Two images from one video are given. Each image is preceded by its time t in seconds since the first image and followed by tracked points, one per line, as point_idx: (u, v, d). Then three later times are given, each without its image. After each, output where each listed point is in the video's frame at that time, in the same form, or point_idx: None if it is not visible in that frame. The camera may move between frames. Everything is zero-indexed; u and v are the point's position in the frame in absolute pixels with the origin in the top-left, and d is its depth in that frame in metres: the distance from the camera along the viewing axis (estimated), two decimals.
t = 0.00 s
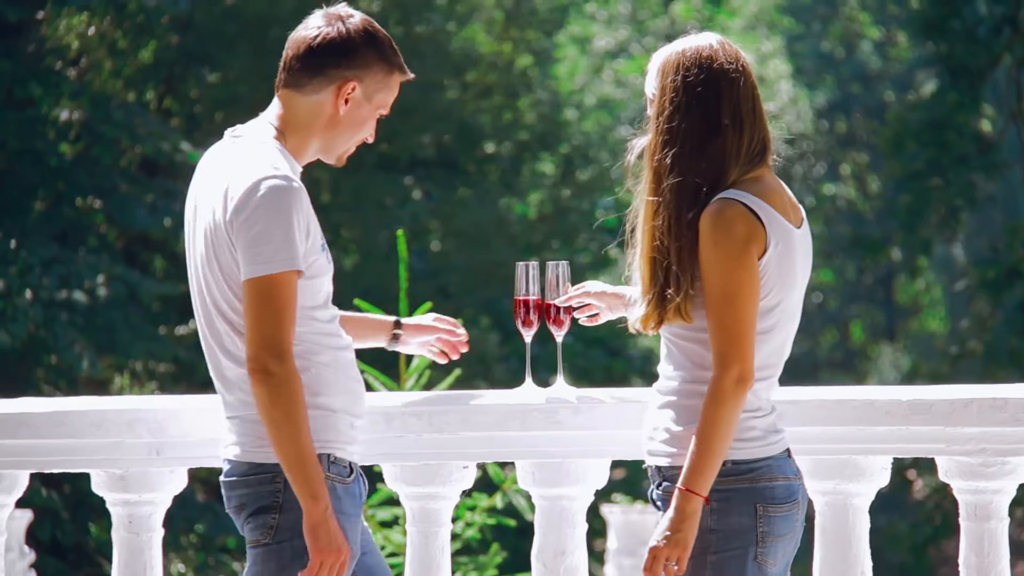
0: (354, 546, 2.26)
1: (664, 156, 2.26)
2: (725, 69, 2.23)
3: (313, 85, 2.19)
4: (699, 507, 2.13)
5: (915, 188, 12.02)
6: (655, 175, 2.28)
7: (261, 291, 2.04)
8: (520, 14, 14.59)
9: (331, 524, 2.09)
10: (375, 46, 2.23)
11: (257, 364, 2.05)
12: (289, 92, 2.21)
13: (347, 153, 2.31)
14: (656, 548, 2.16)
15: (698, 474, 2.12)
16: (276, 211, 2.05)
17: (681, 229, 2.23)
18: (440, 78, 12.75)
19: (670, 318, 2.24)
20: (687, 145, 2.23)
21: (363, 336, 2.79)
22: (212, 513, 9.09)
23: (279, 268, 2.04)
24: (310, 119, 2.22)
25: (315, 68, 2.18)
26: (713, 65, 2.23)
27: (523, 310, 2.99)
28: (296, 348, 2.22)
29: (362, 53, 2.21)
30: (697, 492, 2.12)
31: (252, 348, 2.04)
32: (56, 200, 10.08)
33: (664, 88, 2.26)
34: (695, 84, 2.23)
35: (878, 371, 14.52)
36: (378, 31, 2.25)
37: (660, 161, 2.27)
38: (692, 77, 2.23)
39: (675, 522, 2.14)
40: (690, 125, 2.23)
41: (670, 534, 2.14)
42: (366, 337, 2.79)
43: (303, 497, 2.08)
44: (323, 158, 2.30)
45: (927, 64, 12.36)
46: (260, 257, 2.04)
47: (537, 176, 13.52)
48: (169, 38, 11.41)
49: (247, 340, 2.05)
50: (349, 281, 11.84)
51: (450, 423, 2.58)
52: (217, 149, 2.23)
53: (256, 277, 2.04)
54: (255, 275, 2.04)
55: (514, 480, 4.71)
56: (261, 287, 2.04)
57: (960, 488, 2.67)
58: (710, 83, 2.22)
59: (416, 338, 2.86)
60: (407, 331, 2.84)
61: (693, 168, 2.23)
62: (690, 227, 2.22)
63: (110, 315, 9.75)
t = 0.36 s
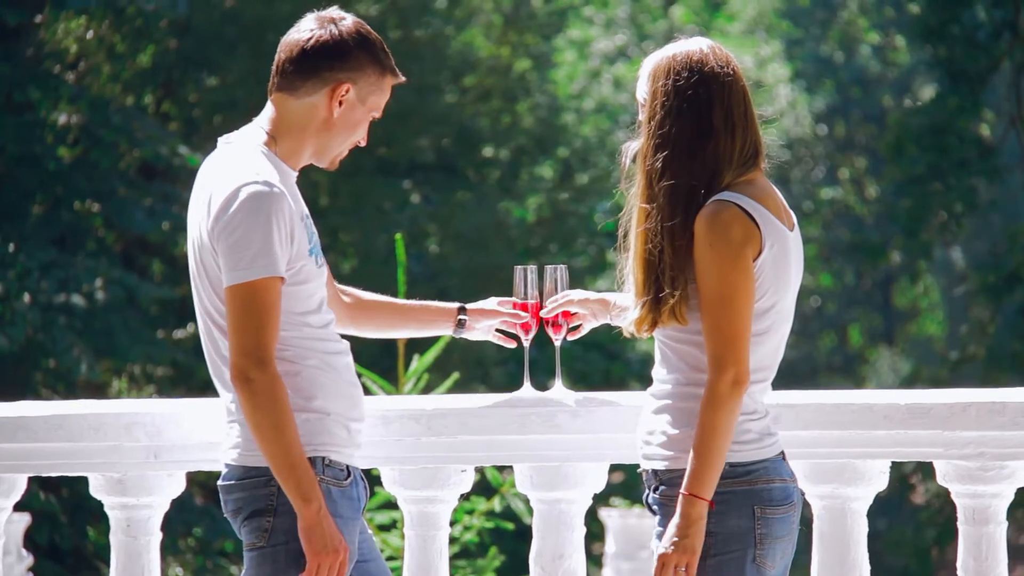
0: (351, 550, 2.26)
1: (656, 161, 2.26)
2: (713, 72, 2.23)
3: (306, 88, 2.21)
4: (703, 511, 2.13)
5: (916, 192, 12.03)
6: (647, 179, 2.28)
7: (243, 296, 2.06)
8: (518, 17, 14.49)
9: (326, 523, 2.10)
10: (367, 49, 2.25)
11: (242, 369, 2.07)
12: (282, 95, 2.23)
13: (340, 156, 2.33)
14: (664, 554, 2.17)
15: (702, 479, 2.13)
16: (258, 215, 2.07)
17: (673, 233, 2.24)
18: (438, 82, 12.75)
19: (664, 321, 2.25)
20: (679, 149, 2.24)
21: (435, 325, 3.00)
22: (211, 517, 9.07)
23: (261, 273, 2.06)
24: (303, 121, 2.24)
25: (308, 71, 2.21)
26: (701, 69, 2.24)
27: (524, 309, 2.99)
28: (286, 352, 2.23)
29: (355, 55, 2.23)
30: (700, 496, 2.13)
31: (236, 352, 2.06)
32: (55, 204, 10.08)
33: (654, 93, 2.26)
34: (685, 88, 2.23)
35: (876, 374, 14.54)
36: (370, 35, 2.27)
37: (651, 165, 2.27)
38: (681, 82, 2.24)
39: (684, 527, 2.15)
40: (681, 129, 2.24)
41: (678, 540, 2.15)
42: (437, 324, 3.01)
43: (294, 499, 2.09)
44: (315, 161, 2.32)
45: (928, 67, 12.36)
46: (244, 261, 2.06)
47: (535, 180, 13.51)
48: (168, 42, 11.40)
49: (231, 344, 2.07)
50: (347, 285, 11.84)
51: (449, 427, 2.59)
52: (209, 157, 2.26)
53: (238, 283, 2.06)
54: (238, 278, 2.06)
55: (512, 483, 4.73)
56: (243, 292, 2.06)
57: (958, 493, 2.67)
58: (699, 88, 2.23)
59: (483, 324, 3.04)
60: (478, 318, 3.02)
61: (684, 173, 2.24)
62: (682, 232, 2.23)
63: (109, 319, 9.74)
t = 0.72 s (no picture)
0: (333, 554, 2.27)
1: (642, 163, 2.27)
2: (698, 74, 2.24)
3: (283, 89, 2.22)
4: (702, 515, 2.14)
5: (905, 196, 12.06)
6: (633, 182, 2.29)
7: (223, 299, 2.07)
8: (508, 20, 14.70)
9: (302, 528, 2.11)
10: (344, 49, 2.25)
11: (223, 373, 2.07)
12: (260, 97, 2.24)
13: (322, 156, 2.33)
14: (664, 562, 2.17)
15: (693, 483, 2.13)
16: (238, 218, 2.08)
17: (656, 235, 2.25)
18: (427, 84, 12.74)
19: (651, 324, 2.26)
20: (666, 152, 2.25)
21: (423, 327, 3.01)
22: (198, 520, 9.04)
23: (241, 276, 2.06)
24: (283, 122, 2.25)
25: (286, 72, 2.21)
26: (688, 71, 2.24)
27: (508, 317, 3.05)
28: (269, 356, 2.24)
29: (330, 54, 2.23)
30: (698, 500, 2.14)
31: (216, 356, 2.07)
32: (42, 208, 10.07)
33: (641, 95, 2.28)
34: (672, 92, 2.24)
35: (864, 377, 14.58)
36: (348, 34, 2.27)
37: (637, 167, 2.28)
38: (667, 86, 2.25)
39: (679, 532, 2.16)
40: (666, 131, 2.25)
41: (677, 545, 2.15)
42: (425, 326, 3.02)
43: (271, 504, 2.10)
44: (298, 162, 2.32)
45: (918, 71, 12.40)
46: (224, 265, 2.06)
47: (525, 184, 13.53)
48: (156, 45, 11.38)
49: (212, 348, 2.08)
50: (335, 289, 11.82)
51: (438, 431, 2.59)
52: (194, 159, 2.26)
53: (216, 287, 2.07)
54: (218, 282, 2.07)
55: (500, 486, 4.75)
56: (223, 296, 2.07)
57: (947, 496, 2.68)
58: (684, 91, 2.24)
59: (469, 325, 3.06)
60: (468, 317, 3.05)
61: (670, 176, 2.25)
62: (668, 235, 2.24)
63: (98, 322, 9.72)
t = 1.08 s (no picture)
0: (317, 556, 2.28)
1: (632, 163, 2.28)
2: (685, 72, 2.25)
3: (258, 87, 2.23)
4: (673, 515, 2.16)
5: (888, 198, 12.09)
6: (625, 181, 2.30)
7: (203, 287, 2.07)
8: (492, 20, 14.72)
9: (281, 495, 2.13)
10: (318, 44, 2.25)
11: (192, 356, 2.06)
12: (238, 96, 2.25)
13: (309, 152, 2.33)
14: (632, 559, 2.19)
15: (669, 482, 2.15)
16: (224, 213, 2.09)
17: (647, 235, 2.26)
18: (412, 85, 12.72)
19: (639, 325, 2.27)
20: (658, 152, 2.26)
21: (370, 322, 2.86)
22: (181, 520, 9.02)
23: (223, 269, 2.07)
24: (262, 121, 2.26)
25: (263, 69, 2.22)
26: (676, 70, 2.25)
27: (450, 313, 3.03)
28: (253, 356, 2.24)
29: (301, 49, 2.24)
30: (670, 499, 2.15)
31: (188, 335, 2.06)
32: (26, 208, 10.04)
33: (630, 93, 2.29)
34: (665, 88, 2.25)
35: (849, 378, 14.63)
36: (323, 29, 2.27)
37: (629, 167, 2.29)
38: (660, 82, 2.25)
39: (650, 529, 2.18)
40: (654, 130, 2.26)
41: (645, 543, 2.18)
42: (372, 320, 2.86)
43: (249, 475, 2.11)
44: (285, 160, 2.33)
45: (901, 72, 12.45)
46: (207, 255, 2.07)
47: (509, 184, 13.54)
48: (140, 45, 11.35)
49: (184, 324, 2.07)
50: (320, 289, 11.80)
51: (422, 431, 2.60)
52: (179, 158, 2.27)
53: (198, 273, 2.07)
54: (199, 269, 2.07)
55: (484, 487, 4.77)
56: (202, 284, 2.07)
57: (930, 496, 2.69)
58: (677, 90, 2.25)
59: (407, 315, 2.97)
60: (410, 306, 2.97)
61: (662, 177, 2.26)
62: (657, 235, 2.25)
63: (81, 322, 9.69)
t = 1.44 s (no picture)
0: (296, 558, 2.28)
1: (625, 164, 2.30)
2: (665, 69, 2.27)
3: (215, 90, 2.29)
4: (669, 517, 2.17)
5: (867, 200, 12.13)
6: (621, 180, 2.30)
7: (179, 252, 2.08)
8: (473, 22, 14.71)
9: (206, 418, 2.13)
10: (266, 39, 2.28)
11: (149, 292, 2.04)
12: (203, 102, 2.31)
13: (289, 143, 2.35)
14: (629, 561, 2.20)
15: (666, 486, 2.16)
16: (212, 200, 2.13)
17: (641, 237, 2.27)
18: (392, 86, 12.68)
19: (629, 326, 2.28)
20: (656, 154, 2.27)
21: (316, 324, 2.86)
22: (162, 521, 9.01)
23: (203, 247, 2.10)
24: (228, 122, 2.30)
25: (217, 73, 2.28)
26: (664, 70, 2.27)
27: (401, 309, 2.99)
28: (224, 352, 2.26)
29: (249, 48, 2.28)
30: (665, 503, 2.16)
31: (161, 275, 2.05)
32: (6, 209, 9.99)
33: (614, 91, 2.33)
34: (656, 85, 2.27)
35: (830, 379, 14.67)
36: (273, 23, 2.30)
37: (624, 171, 2.30)
38: (658, 80, 2.27)
39: (646, 531, 2.18)
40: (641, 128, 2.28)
41: (644, 548, 2.18)
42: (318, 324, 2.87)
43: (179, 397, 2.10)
44: (268, 155, 2.36)
45: (881, 74, 12.50)
46: (192, 228, 2.09)
47: (490, 185, 13.55)
48: (120, 47, 11.31)
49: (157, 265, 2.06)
50: (300, 290, 11.77)
51: (403, 432, 2.61)
52: (159, 158, 2.28)
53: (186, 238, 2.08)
54: (183, 235, 2.08)
55: (464, 488, 4.77)
56: (179, 249, 2.08)
57: (911, 497, 2.72)
58: (670, 89, 2.27)
59: (353, 315, 2.95)
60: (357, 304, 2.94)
61: (659, 178, 2.27)
62: (649, 236, 2.26)
63: (61, 324, 9.66)
